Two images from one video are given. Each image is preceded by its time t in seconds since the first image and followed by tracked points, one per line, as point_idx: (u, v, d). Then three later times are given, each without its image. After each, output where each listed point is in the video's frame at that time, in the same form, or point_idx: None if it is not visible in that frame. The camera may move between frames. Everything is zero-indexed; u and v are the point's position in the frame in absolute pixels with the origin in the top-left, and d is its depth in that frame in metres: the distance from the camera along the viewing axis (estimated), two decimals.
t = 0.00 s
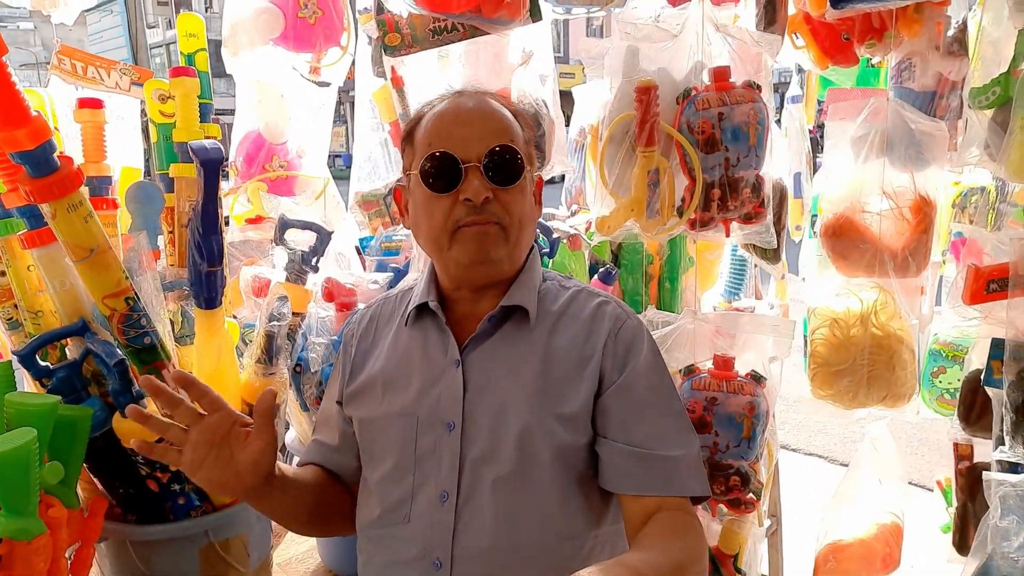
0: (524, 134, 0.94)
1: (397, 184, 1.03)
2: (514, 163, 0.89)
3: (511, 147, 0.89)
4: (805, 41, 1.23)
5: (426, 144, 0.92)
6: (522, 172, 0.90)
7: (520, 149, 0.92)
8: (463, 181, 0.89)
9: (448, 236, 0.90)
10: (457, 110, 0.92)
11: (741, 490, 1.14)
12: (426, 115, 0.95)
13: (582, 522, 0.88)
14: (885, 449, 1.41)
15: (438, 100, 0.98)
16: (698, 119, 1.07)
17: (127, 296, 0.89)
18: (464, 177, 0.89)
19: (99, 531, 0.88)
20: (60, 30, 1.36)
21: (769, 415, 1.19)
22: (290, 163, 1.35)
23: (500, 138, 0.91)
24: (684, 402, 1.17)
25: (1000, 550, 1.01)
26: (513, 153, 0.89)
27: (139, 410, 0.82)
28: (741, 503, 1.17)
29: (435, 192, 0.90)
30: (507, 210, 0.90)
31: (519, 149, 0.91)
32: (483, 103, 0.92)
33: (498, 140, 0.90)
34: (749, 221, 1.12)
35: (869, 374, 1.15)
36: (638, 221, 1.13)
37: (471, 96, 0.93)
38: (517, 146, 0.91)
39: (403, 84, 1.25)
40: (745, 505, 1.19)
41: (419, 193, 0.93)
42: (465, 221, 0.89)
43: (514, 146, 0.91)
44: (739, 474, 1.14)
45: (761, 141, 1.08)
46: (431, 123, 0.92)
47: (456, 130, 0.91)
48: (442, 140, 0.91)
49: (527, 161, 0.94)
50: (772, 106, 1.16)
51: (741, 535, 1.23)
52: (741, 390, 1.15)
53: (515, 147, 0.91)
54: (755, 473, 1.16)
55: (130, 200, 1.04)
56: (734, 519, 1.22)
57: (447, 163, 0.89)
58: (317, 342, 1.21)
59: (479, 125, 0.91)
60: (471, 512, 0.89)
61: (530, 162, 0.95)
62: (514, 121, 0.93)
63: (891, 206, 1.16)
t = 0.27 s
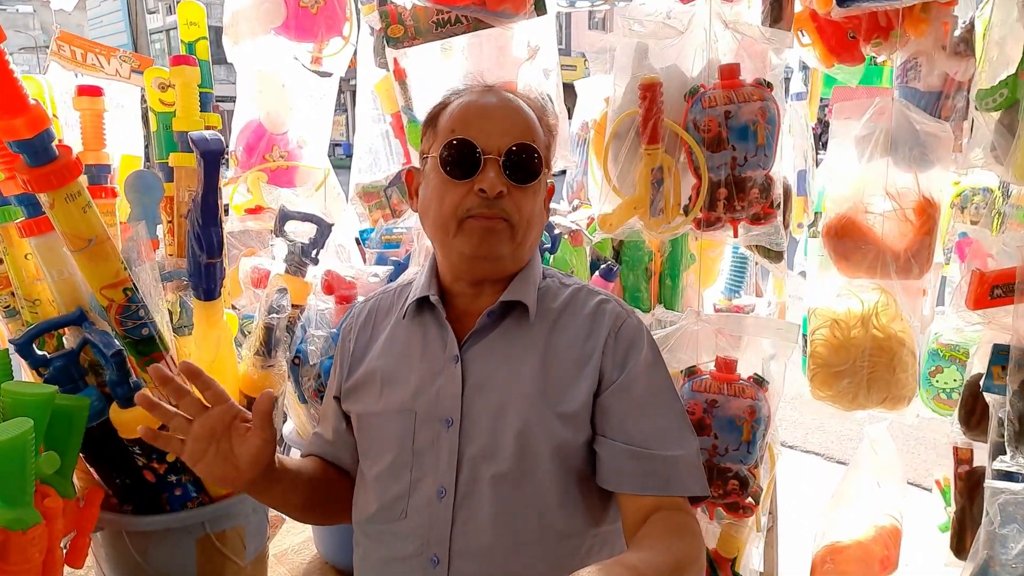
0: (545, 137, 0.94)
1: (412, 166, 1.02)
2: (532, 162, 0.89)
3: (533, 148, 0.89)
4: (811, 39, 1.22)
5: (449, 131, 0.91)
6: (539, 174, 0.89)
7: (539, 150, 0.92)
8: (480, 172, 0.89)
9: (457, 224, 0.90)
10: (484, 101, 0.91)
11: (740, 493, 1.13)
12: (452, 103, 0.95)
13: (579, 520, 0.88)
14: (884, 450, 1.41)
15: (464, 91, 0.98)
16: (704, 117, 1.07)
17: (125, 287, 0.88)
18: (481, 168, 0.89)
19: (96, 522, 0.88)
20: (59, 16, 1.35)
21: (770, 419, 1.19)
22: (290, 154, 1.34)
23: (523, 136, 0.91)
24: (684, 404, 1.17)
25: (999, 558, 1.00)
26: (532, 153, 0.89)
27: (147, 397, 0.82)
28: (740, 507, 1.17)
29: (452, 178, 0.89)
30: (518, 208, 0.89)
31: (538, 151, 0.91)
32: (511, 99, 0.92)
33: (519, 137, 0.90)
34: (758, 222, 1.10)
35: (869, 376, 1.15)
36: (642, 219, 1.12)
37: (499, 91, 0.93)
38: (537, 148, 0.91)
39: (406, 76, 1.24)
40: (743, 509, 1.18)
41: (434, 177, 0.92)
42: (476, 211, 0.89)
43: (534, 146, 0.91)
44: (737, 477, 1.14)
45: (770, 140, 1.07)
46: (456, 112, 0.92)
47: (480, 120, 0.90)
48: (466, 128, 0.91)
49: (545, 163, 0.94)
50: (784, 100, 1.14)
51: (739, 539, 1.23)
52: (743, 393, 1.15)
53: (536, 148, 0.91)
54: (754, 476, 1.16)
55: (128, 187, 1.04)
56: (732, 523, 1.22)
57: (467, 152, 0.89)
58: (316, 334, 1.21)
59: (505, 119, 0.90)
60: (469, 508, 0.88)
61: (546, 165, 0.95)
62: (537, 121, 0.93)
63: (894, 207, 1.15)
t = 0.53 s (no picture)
0: (543, 137, 0.93)
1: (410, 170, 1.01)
2: (532, 164, 0.88)
3: (532, 149, 0.88)
4: (810, 36, 1.21)
5: (446, 134, 0.91)
6: (540, 175, 0.89)
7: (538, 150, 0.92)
8: (481, 176, 0.88)
9: (458, 228, 0.89)
10: (482, 103, 0.91)
11: (746, 494, 1.13)
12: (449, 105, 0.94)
13: (581, 522, 0.87)
14: (889, 449, 1.42)
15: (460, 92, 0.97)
16: (702, 116, 1.06)
17: (124, 294, 0.87)
18: (482, 171, 0.88)
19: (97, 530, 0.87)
20: (56, 23, 1.35)
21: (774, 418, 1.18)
22: (289, 158, 1.34)
23: (521, 138, 0.90)
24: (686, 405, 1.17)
25: (1001, 555, 1.03)
26: (532, 154, 0.89)
27: (138, 426, 0.81)
28: (746, 508, 1.16)
29: (453, 183, 0.89)
30: (519, 210, 0.89)
31: (538, 151, 0.91)
32: (508, 99, 0.91)
33: (519, 139, 0.89)
34: (762, 220, 1.09)
35: (875, 374, 1.14)
36: (642, 218, 1.11)
37: (496, 92, 0.92)
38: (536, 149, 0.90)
39: (403, 78, 1.24)
40: (749, 510, 1.17)
41: (434, 182, 0.92)
42: (477, 215, 0.88)
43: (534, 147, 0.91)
44: (742, 478, 1.14)
45: (770, 138, 1.06)
46: (453, 114, 0.91)
47: (479, 123, 0.90)
48: (465, 131, 0.90)
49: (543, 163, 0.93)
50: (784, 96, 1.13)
51: (745, 541, 1.21)
52: (746, 392, 1.14)
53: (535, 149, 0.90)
54: (759, 476, 1.15)
55: (126, 194, 1.03)
56: (739, 524, 1.21)
57: (466, 155, 0.88)
58: (316, 339, 1.21)
59: (504, 121, 0.90)
60: (470, 510, 0.88)
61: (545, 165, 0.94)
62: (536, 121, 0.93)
63: (896, 203, 1.15)
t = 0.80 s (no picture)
0: (532, 134, 0.92)
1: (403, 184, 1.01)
2: (524, 166, 0.88)
3: (522, 150, 0.88)
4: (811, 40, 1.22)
5: (436, 147, 0.91)
6: (532, 174, 0.89)
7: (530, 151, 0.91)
8: (474, 186, 0.88)
9: (459, 243, 0.90)
10: (467, 112, 0.90)
11: (750, 497, 1.13)
12: (434, 116, 0.94)
13: (586, 522, 0.87)
14: (893, 451, 1.40)
15: (444, 99, 0.97)
16: (703, 118, 1.06)
17: (130, 297, 0.87)
18: (475, 181, 0.88)
19: (101, 533, 0.87)
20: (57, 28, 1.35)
21: (776, 421, 1.18)
22: (291, 163, 1.34)
23: (511, 140, 0.90)
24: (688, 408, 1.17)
25: (1008, 556, 1.04)
26: (523, 155, 0.88)
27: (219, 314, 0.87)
28: (749, 511, 1.16)
29: (448, 198, 0.89)
30: (518, 214, 0.89)
31: (530, 151, 0.90)
32: (491, 103, 0.91)
33: (509, 143, 0.89)
34: (767, 223, 1.10)
35: (878, 377, 1.14)
36: (642, 220, 1.11)
37: (480, 97, 0.92)
38: (527, 148, 0.90)
39: (405, 83, 1.25)
40: (752, 512, 1.17)
41: (429, 197, 0.92)
42: (477, 226, 0.88)
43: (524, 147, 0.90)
44: (745, 480, 1.14)
45: (772, 140, 1.06)
46: (440, 125, 0.91)
47: (466, 133, 0.89)
48: (453, 144, 0.90)
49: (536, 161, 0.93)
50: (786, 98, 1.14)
51: (749, 543, 1.22)
52: (748, 395, 1.14)
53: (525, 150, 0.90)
54: (762, 478, 1.15)
55: (130, 199, 1.03)
56: (742, 527, 1.21)
57: (457, 168, 0.88)
58: (319, 344, 1.22)
59: (490, 127, 0.89)
60: (474, 510, 0.88)
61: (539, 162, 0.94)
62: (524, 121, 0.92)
63: (897, 206, 1.15)
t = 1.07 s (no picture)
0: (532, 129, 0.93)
1: (405, 179, 1.02)
2: (523, 160, 0.89)
3: (522, 144, 0.88)
4: (808, 40, 1.23)
5: (436, 141, 0.92)
6: (532, 168, 0.89)
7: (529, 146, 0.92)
8: (474, 178, 0.89)
9: (459, 234, 0.90)
10: (466, 106, 0.91)
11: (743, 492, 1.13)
12: (434, 111, 0.95)
13: (586, 516, 0.88)
14: (886, 449, 1.43)
15: (445, 94, 0.98)
16: (703, 117, 1.07)
17: (135, 293, 0.88)
18: (475, 174, 0.89)
19: (104, 531, 0.87)
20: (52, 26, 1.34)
21: (770, 417, 1.18)
22: (290, 161, 1.34)
23: (511, 135, 0.90)
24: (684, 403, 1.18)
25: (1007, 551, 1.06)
26: (522, 151, 0.89)
27: (109, 418, 0.81)
28: (741, 506, 1.16)
29: (447, 190, 0.90)
30: (517, 207, 0.90)
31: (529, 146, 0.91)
32: (490, 99, 0.91)
33: (508, 137, 0.90)
34: (769, 222, 1.10)
35: (870, 374, 1.15)
36: (642, 217, 1.12)
37: (479, 93, 0.93)
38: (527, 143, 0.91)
39: (407, 81, 1.25)
40: (745, 508, 1.17)
41: (429, 190, 0.93)
42: (477, 217, 0.89)
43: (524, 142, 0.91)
44: (738, 475, 1.14)
45: (771, 139, 1.06)
46: (440, 120, 0.92)
47: (466, 127, 0.90)
48: (452, 138, 0.90)
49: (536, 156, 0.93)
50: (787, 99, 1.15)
51: (743, 538, 1.21)
52: (742, 391, 1.15)
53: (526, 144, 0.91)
54: (756, 475, 1.15)
55: (132, 196, 1.04)
56: (735, 522, 1.20)
57: (457, 160, 0.89)
58: (320, 339, 1.21)
59: (489, 121, 0.90)
60: (475, 504, 0.88)
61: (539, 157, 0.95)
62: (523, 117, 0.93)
63: (891, 204, 1.16)
